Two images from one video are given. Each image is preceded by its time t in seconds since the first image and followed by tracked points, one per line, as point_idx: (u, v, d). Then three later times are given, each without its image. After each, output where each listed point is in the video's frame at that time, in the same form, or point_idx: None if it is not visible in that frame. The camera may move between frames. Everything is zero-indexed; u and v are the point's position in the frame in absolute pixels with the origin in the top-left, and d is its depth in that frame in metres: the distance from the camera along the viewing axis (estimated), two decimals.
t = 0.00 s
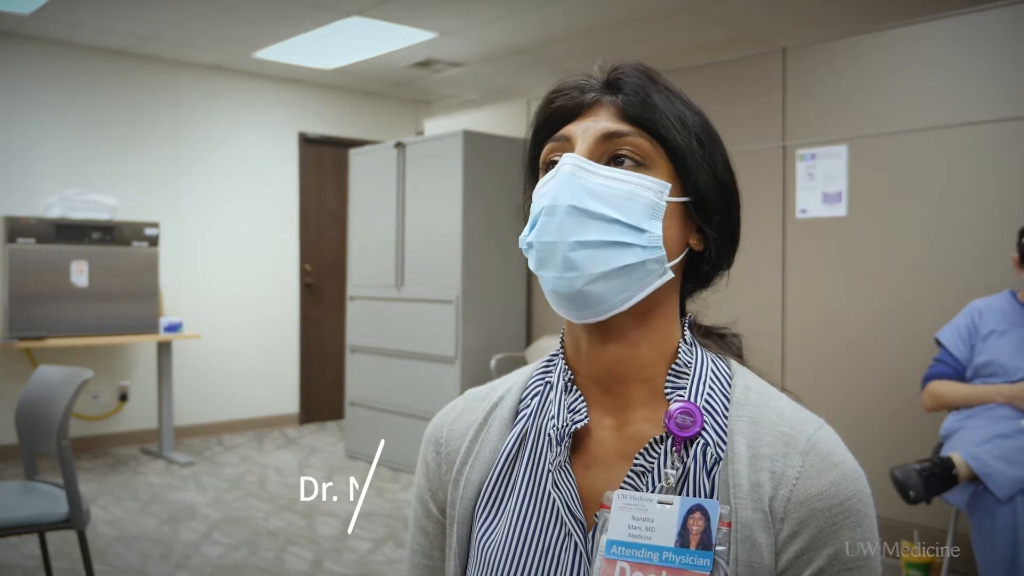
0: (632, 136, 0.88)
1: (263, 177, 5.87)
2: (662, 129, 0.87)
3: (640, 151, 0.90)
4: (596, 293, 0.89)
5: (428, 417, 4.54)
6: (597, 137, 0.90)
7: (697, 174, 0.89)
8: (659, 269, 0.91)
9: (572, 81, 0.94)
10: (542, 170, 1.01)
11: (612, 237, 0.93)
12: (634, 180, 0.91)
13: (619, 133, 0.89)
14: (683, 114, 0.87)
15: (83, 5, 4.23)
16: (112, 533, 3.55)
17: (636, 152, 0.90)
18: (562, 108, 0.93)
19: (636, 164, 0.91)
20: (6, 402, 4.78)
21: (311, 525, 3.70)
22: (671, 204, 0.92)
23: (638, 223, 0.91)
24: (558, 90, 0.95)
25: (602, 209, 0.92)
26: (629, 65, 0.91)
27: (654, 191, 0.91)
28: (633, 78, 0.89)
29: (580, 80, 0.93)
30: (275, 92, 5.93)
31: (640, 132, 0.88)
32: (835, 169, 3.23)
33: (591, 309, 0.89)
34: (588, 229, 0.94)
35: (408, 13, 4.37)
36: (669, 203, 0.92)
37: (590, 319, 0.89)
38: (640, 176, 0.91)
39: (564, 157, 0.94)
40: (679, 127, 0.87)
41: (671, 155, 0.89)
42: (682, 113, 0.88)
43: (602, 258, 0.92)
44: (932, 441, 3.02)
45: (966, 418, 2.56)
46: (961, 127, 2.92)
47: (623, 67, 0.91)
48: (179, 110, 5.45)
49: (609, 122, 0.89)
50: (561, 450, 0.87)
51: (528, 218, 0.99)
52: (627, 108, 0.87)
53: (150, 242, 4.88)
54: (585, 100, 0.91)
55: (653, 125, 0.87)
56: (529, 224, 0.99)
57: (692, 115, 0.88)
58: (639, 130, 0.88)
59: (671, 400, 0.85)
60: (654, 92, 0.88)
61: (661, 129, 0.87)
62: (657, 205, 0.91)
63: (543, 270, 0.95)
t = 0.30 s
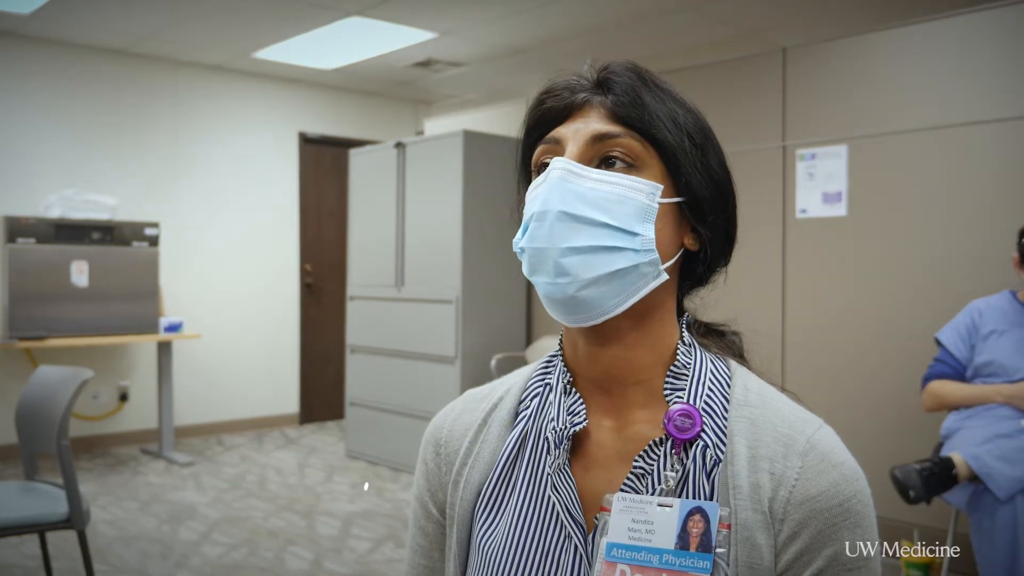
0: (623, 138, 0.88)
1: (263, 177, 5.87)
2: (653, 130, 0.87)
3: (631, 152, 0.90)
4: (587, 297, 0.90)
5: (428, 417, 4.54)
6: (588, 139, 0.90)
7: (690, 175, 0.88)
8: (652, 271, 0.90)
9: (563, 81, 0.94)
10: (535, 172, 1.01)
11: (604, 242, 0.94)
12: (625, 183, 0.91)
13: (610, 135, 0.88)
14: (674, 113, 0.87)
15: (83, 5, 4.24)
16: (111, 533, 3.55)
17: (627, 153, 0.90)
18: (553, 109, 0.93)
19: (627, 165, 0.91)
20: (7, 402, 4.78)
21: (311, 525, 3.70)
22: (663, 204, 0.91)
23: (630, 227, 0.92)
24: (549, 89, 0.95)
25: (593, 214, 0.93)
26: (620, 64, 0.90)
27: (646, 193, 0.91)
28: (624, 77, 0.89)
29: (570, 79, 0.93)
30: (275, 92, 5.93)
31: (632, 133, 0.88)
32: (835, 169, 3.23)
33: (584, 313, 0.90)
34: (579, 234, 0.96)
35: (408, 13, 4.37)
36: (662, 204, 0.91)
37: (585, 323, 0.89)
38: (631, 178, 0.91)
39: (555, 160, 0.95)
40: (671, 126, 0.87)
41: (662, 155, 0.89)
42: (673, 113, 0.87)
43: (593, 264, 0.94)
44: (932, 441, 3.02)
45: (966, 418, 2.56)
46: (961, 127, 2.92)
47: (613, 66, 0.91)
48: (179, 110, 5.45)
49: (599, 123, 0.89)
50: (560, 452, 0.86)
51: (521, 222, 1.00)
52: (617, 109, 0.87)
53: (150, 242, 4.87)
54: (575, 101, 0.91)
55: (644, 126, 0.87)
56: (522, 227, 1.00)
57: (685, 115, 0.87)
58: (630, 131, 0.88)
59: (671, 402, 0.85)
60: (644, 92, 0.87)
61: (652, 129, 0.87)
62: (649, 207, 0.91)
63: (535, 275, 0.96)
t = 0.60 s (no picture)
0: (610, 141, 0.88)
1: (264, 176, 5.87)
2: (641, 131, 0.86)
3: (620, 155, 0.89)
4: (581, 306, 0.91)
5: (428, 416, 4.54)
6: (576, 145, 0.90)
7: (681, 173, 0.87)
8: (647, 273, 0.90)
9: (551, 85, 0.93)
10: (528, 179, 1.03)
11: (596, 248, 0.95)
12: (614, 188, 0.91)
13: (596, 139, 0.88)
14: (663, 112, 0.86)
15: (83, 5, 4.24)
16: (112, 533, 3.55)
17: (615, 157, 0.89)
18: (541, 115, 0.93)
19: (616, 168, 0.90)
20: (7, 402, 4.78)
21: (311, 525, 3.70)
22: (655, 205, 0.90)
23: (622, 232, 0.92)
24: (537, 95, 0.95)
25: (583, 222, 0.94)
26: (606, 64, 0.90)
27: (636, 196, 0.90)
28: (610, 78, 0.88)
29: (558, 83, 0.93)
30: (275, 92, 5.93)
31: (619, 135, 0.88)
32: (835, 169, 3.23)
33: (577, 321, 0.91)
34: (571, 243, 0.97)
35: (408, 13, 4.36)
36: (654, 205, 0.91)
37: (582, 330, 0.91)
38: (621, 181, 0.90)
39: (544, 168, 0.95)
40: (660, 125, 0.85)
41: (652, 154, 0.88)
42: (661, 111, 0.86)
43: (587, 271, 0.95)
44: (932, 441, 3.02)
45: (966, 418, 2.56)
46: (961, 127, 2.92)
47: (600, 66, 0.90)
48: (178, 109, 5.45)
49: (586, 128, 0.89)
50: (561, 453, 0.87)
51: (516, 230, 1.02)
52: (602, 113, 0.86)
53: (150, 242, 4.86)
54: (562, 106, 0.90)
55: (631, 128, 0.86)
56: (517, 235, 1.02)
57: (673, 113, 0.86)
58: (617, 134, 0.87)
59: (672, 404, 0.85)
60: (630, 92, 0.86)
61: (640, 130, 0.86)
62: (639, 210, 0.90)
63: (532, 286, 0.99)
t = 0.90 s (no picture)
0: (615, 138, 0.88)
1: (263, 176, 5.87)
2: (646, 129, 0.86)
3: (625, 152, 0.89)
4: (586, 297, 0.90)
5: (428, 416, 4.54)
6: (582, 140, 0.90)
7: (684, 173, 0.87)
8: (649, 269, 0.90)
9: (559, 84, 0.94)
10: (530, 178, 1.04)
11: (597, 241, 0.94)
12: (617, 183, 0.91)
13: (603, 135, 0.88)
14: (669, 113, 0.86)
15: (83, 5, 4.24)
16: (112, 533, 3.55)
17: (621, 154, 0.89)
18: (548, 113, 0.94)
19: (620, 165, 0.91)
20: (7, 401, 4.79)
21: (310, 524, 3.70)
22: (657, 202, 0.90)
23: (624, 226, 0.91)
24: (544, 95, 0.95)
25: (586, 215, 0.93)
26: (614, 65, 0.90)
27: (639, 192, 0.90)
28: (616, 77, 0.88)
29: (566, 83, 0.93)
30: (275, 92, 5.92)
31: (625, 132, 0.88)
32: (835, 169, 3.23)
33: (582, 314, 0.90)
34: (574, 234, 0.95)
35: (408, 13, 4.36)
36: (656, 203, 0.90)
37: (586, 322, 0.89)
38: (625, 177, 0.90)
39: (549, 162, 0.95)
40: (666, 125, 0.85)
41: (655, 154, 0.88)
42: (666, 111, 0.86)
43: (591, 262, 0.93)
44: (932, 441, 3.02)
45: (966, 418, 2.56)
46: (961, 127, 2.92)
47: (607, 66, 0.90)
48: (178, 108, 5.45)
49: (593, 125, 0.89)
50: (559, 454, 0.86)
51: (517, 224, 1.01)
52: (609, 110, 0.87)
53: (149, 242, 4.86)
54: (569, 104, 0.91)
55: (637, 125, 0.86)
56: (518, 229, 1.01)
57: (679, 114, 0.86)
58: (623, 131, 0.88)
59: (668, 403, 0.85)
60: (637, 91, 0.87)
61: (646, 128, 0.86)
62: (642, 206, 0.90)
63: (532, 278, 0.96)
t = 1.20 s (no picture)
0: (592, 134, 0.88)
1: (263, 175, 5.87)
2: (623, 122, 0.86)
3: (602, 148, 0.89)
4: (565, 297, 0.90)
5: (428, 416, 4.54)
6: (559, 138, 0.91)
7: (664, 164, 0.86)
8: (628, 265, 0.89)
9: (537, 80, 0.94)
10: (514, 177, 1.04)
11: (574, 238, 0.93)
12: (595, 179, 0.90)
13: (580, 132, 0.89)
14: (648, 106, 0.86)
15: (83, 5, 4.24)
16: (111, 532, 3.55)
17: (598, 149, 0.90)
18: (527, 111, 0.94)
19: (599, 160, 0.91)
20: (7, 401, 4.79)
21: (310, 524, 3.70)
22: (637, 197, 0.90)
23: (603, 221, 0.91)
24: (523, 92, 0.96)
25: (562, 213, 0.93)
26: (591, 60, 0.90)
27: (617, 187, 0.90)
28: (593, 72, 0.88)
29: (543, 79, 0.94)
30: (275, 91, 5.92)
31: (602, 128, 0.88)
32: (835, 168, 3.23)
33: (566, 312, 0.90)
34: (550, 233, 0.95)
35: (408, 12, 4.36)
36: (635, 196, 0.90)
37: (569, 322, 0.90)
38: (603, 173, 0.90)
39: (527, 160, 0.96)
40: (643, 118, 0.85)
41: (633, 147, 0.88)
42: (645, 106, 0.86)
43: (567, 261, 0.93)
44: (932, 440, 3.02)
45: (966, 417, 2.56)
46: (961, 126, 2.92)
47: (585, 61, 0.90)
48: (179, 107, 5.45)
49: (570, 121, 0.89)
50: (555, 451, 0.86)
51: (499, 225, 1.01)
52: (584, 106, 0.87)
53: (149, 242, 4.86)
54: (546, 101, 0.91)
55: (613, 120, 0.86)
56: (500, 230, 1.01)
57: (658, 106, 0.86)
58: (599, 126, 0.88)
59: (664, 400, 0.85)
60: (614, 85, 0.86)
61: (622, 122, 0.86)
62: (620, 201, 0.90)
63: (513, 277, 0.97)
